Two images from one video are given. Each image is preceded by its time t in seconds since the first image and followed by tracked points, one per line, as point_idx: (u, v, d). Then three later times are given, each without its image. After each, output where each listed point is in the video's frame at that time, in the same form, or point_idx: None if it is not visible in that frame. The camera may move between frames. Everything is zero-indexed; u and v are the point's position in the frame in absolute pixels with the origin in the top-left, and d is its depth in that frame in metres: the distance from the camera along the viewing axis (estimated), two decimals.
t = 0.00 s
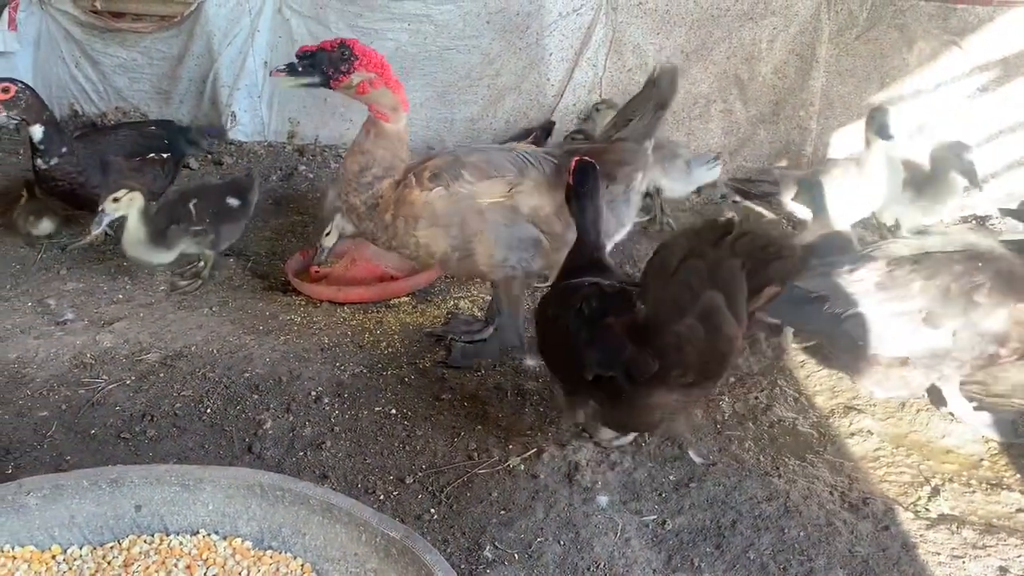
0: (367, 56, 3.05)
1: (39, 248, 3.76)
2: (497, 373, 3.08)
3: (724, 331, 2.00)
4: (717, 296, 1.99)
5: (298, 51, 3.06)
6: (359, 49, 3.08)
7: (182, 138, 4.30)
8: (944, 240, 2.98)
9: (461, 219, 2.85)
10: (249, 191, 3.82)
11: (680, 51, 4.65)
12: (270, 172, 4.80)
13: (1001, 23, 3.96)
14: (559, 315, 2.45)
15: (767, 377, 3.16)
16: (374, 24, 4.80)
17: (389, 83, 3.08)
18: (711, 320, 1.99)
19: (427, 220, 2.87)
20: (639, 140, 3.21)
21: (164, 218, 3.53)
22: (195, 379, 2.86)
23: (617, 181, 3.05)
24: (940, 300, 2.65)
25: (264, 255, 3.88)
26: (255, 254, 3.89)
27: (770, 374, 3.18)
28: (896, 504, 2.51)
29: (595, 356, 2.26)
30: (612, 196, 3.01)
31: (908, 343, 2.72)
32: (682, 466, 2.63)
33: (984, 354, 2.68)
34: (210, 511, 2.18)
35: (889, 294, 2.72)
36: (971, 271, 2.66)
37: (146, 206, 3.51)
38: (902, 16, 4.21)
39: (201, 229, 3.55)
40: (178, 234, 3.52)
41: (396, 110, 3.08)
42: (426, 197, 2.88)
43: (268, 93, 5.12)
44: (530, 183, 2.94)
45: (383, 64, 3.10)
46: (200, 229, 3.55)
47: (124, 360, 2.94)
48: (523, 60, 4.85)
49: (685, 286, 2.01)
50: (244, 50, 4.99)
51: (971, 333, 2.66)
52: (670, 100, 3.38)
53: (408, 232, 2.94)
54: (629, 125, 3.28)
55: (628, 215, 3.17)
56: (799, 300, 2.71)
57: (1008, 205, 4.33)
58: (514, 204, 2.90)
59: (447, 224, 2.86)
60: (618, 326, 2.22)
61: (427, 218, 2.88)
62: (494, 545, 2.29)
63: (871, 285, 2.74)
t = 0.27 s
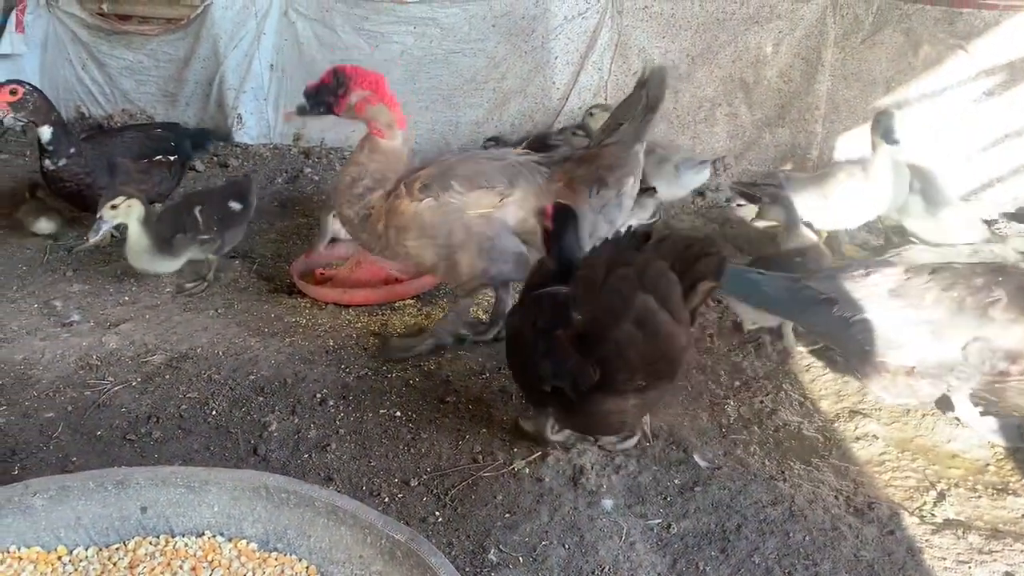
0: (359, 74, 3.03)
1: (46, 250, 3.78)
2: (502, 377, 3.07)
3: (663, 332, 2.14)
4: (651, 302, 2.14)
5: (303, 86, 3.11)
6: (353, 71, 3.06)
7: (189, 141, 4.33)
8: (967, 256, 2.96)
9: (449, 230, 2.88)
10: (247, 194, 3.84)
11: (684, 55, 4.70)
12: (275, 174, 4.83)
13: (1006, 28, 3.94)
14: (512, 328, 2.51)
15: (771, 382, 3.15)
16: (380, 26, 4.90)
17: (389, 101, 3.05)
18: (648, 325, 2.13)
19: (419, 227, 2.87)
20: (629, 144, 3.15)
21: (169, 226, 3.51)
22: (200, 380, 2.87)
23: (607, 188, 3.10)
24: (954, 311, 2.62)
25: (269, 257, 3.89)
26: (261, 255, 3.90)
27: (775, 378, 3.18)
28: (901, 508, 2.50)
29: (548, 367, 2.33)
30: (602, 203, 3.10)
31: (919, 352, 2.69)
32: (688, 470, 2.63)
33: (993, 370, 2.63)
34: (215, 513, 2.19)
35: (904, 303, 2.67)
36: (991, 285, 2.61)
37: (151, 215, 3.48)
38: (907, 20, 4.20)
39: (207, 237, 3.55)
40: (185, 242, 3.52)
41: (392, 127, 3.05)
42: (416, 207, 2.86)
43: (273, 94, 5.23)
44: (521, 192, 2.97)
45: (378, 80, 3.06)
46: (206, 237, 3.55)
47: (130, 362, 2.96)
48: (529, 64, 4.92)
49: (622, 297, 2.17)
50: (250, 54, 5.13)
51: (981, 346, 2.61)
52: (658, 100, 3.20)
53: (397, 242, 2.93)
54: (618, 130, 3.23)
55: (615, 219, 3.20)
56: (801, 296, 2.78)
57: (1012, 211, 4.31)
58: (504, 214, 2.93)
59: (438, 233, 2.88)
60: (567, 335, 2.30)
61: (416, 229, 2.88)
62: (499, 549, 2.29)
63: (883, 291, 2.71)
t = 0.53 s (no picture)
0: (340, 116, 3.26)
1: (53, 252, 3.80)
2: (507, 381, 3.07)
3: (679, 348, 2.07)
4: (667, 322, 2.02)
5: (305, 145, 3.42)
6: (336, 115, 3.29)
7: (196, 145, 4.38)
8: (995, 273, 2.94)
9: (422, 253, 2.90)
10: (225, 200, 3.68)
11: (691, 60, 4.66)
12: (282, 178, 4.86)
13: (1013, 36, 4.02)
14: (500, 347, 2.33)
15: (777, 387, 3.15)
16: (387, 31, 4.97)
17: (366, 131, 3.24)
18: (664, 343, 2.03)
19: (390, 249, 2.91)
20: (600, 140, 3.13)
21: (134, 232, 3.39)
22: (207, 384, 2.88)
23: (579, 192, 3.01)
24: (979, 333, 2.63)
25: (276, 260, 3.91)
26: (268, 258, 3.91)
27: (781, 384, 3.17)
28: (907, 515, 2.50)
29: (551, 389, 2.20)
30: (578, 206, 3.02)
31: (941, 373, 2.71)
32: (694, 475, 2.62)
33: (1015, 394, 2.61)
34: (222, 516, 2.19)
35: (927, 323, 2.71)
36: (1019, 308, 2.58)
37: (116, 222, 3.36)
38: (914, 26, 4.21)
39: (175, 244, 3.43)
40: (152, 247, 3.41)
41: (372, 155, 3.19)
42: (386, 231, 2.90)
43: (280, 98, 5.27)
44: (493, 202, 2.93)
45: (357, 117, 3.26)
46: (175, 243, 3.44)
47: (137, 364, 2.97)
48: (535, 68, 4.92)
49: (635, 321, 2.02)
50: (258, 57, 5.16)
51: (1006, 369, 2.60)
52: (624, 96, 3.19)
53: (376, 264, 3.00)
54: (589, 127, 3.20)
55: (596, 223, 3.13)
56: (825, 313, 2.96)
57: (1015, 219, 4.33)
58: (478, 228, 2.91)
59: (410, 255, 2.91)
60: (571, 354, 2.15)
61: (389, 250, 2.92)
62: (505, 553, 2.29)
63: (908, 312, 2.76)
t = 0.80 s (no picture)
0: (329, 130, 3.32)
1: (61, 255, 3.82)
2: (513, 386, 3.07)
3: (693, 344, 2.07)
4: (679, 318, 2.01)
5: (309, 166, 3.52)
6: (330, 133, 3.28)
7: (204, 149, 4.52)
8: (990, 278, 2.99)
9: (417, 268, 2.88)
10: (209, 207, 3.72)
11: (698, 65, 4.66)
12: (289, 181, 4.88)
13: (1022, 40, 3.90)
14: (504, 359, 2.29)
15: (784, 394, 3.14)
16: (395, 36, 4.99)
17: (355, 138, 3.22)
18: (680, 339, 2.02)
19: (384, 264, 2.88)
20: (589, 150, 3.05)
21: (106, 231, 3.38)
22: (213, 387, 2.88)
23: (573, 200, 2.99)
24: (978, 338, 2.63)
25: (283, 263, 3.92)
26: (275, 262, 3.92)
27: (787, 390, 3.17)
28: (915, 523, 2.49)
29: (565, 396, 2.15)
30: (573, 215, 3.01)
31: (940, 378, 2.69)
32: (700, 481, 2.62)
33: (1015, 398, 2.62)
34: (228, 519, 2.19)
35: (926, 327, 2.69)
36: (1018, 312, 2.59)
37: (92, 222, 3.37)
38: (922, 32, 4.24)
39: (144, 245, 3.40)
40: (118, 247, 3.38)
41: (358, 160, 3.21)
42: (380, 246, 2.86)
43: (288, 102, 5.29)
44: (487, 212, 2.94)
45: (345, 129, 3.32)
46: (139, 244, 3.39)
47: (144, 367, 2.98)
48: (543, 72, 4.89)
49: (654, 320, 1.99)
50: (265, 61, 5.22)
51: (1005, 372, 2.61)
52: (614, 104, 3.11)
53: (369, 278, 2.97)
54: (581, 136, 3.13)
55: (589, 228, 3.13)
56: (824, 321, 2.87)
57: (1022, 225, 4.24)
58: (472, 240, 2.91)
59: (404, 270, 2.89)
60: (581, 359, 2.13)
61: (383, 264, 2.89)
62: (510, 558, 2.28)
63: (905, 316, 2.74)
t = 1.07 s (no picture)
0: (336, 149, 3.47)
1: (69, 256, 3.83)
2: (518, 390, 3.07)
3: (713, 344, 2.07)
4: (703, 316, 1.98)
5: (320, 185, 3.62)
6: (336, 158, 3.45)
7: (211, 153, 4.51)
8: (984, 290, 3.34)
9: (415, 278, 2.88)
10: (199, 226, 3.50)
11: (704, 68, 4.67)
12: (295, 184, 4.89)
13: None
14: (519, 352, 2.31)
15: (789, 398, 3.13)
16: (401, 39, 5.01)
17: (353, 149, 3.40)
18: (703, 337, 2.02)
19: (380, 276, 2.87)
20: (586, 160, 3.05)
21: (86, 239, 3.32)
22: (219, 388, 2.89)
23: (572, 210, 2.98)
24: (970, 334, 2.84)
25: (289, 265, 3.92)
26: (281, 264, 3.93)
27: (793, 395, 3.16)
28: (921, 528, 2.48)
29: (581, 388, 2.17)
30: (572, 224, 3.00)
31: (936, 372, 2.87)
32: (705, 485, 2.61)
33: (1005, 394, 2.89)
34: (234, 520, 2.20)
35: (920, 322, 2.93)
36: (1008, 315, 3.05)
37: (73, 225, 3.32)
38: (929, 37, 4.23)
39: (120, 259, 3.31)
40: (96, 258, 3.31)
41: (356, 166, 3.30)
42: (375, 258, 2.84)
43: (295, 105, 5.30)
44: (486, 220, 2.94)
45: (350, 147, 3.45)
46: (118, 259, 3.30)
47: (150, 368, 2.98)
48: (549, 75, 4.95)
49: (681, 317, 1.98)
50: (272, 64, 5.22)
51: (994, 369, 2.92)
52: (612, 114, 3.11)
53: (364, 288, 2.96)
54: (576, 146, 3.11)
55: (589, 234, 3.13)
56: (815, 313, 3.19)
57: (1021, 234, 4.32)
58: (469, 250, 2.92)
59: (401, 280, 2.88)
60: (600, 353, 2.15)
61: (379, 274, 2.88)
62: (516, 561, 2.28)
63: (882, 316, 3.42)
